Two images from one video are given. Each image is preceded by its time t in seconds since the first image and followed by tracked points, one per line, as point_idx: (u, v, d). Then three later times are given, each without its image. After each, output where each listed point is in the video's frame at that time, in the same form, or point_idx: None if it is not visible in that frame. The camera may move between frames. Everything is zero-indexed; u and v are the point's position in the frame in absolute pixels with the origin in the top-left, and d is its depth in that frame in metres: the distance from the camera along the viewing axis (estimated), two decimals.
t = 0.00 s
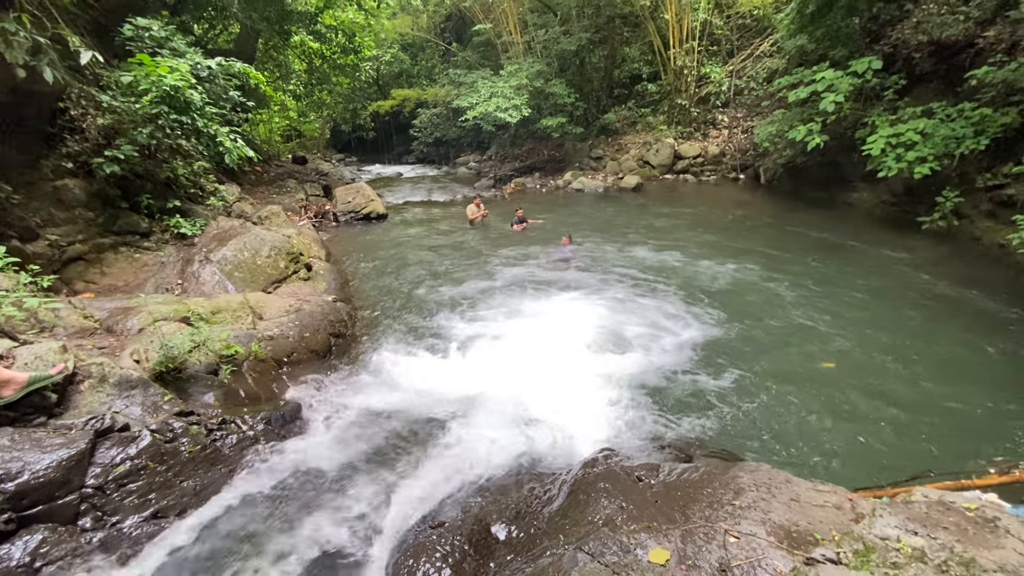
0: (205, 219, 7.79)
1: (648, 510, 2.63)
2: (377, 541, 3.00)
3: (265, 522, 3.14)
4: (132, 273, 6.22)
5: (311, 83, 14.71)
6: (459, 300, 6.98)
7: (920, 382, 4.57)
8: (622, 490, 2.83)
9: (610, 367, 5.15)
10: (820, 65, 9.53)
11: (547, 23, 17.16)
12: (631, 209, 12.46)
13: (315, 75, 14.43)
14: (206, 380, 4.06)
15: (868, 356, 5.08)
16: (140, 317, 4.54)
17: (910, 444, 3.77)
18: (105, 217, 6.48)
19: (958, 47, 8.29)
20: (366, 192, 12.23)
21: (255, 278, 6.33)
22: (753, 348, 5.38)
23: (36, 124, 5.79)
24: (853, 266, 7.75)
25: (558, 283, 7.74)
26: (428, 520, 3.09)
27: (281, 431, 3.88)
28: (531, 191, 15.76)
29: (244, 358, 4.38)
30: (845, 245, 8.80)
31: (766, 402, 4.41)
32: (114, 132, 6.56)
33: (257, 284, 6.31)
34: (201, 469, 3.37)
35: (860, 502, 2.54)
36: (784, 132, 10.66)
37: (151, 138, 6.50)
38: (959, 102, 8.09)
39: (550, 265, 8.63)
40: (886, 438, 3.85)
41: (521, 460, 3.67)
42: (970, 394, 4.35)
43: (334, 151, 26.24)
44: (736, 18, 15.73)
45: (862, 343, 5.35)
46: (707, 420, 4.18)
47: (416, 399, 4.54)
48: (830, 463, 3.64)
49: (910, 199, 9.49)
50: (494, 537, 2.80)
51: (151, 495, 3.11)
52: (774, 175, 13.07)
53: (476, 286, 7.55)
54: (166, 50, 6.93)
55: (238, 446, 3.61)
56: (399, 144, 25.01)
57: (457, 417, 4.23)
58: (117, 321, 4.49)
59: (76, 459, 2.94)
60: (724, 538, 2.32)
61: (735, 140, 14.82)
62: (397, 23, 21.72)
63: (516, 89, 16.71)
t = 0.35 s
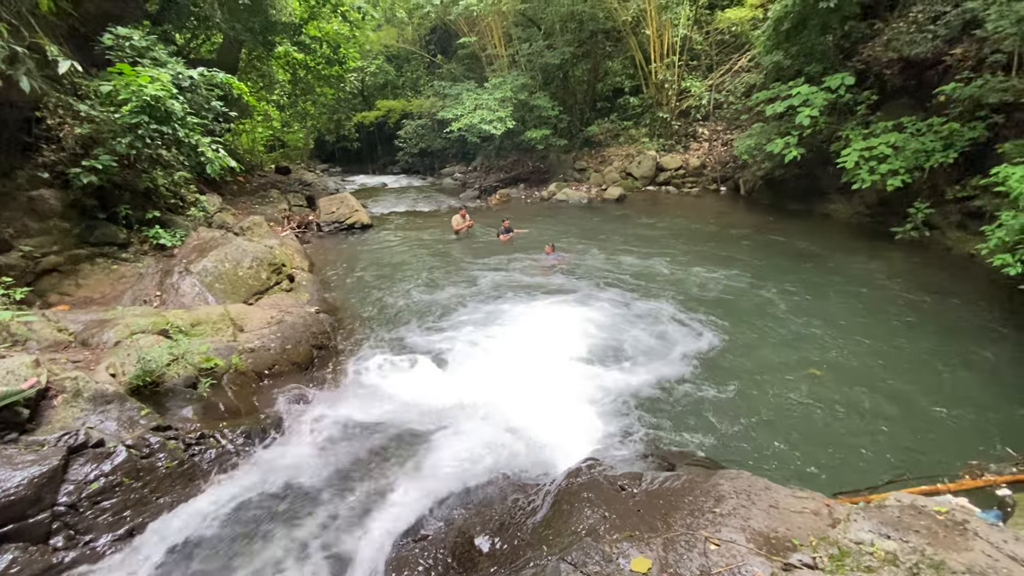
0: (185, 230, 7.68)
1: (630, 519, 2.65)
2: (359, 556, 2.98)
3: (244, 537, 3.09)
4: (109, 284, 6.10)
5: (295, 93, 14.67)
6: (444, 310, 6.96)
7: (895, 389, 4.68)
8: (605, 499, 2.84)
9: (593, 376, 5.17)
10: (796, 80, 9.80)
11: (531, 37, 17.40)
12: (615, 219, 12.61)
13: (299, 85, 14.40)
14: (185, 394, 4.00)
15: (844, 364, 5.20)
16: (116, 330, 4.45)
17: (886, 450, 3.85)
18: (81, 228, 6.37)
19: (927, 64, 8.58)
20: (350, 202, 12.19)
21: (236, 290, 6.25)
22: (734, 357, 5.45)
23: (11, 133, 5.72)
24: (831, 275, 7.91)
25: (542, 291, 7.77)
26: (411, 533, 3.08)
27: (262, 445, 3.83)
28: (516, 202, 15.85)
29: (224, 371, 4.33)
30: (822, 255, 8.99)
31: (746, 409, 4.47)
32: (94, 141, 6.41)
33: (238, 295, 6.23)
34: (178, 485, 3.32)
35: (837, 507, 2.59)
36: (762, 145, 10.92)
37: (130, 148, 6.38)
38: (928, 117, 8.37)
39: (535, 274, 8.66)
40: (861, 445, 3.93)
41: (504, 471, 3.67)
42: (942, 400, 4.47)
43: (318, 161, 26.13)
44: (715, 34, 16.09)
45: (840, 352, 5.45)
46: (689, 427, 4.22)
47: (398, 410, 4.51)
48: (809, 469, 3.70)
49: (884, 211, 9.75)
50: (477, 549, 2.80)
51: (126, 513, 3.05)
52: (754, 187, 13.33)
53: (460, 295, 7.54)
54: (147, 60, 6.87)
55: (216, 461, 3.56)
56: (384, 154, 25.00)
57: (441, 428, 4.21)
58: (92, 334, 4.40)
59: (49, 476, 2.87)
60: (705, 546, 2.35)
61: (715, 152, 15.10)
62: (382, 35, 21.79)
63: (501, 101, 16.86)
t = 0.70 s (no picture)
0: (163, 239, 7.55)
1: (610, 531, 2.65)
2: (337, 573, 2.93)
3: (218, 555, 3.02)
4: (82, 295, 5.96)
5: (278, 103, 14.61)
6: (427, 320, 6.92)
7: (870, 400, 4.76)
8: (586, 512, 2.84)
9: (576, 386, 5.19)
10: (773, 97, 10.05)
11: (516, 51, 17.62)
12: (598, 231, 12.73)
13: (283, 95, 14.35)
14: (159, 408, 3.93)
15: (820, 374, 5.29)
16: (89, 343, 4.36)
17: (861, 459, 3.92)
18: (55, 237, 6.23)
19: (897, 82, 8.87)
20: (333, 212, 12.11)
21: (214, 300, 6.15)
22: (714, 367, 5.51)
23: None
24: (809, 287, 8.06)
25: (526, 300, 7.78)
26: (390, 549, 3.05)
27: (237, 460, 3.76)
28: (501, 213, 15.91)
29: (200, 385, 4.25)
30: (800, 267, 9.17)
31: (725, 420, 4.52)
32: (70, 148, 6.23)
33: (217, 306, 6.13)
34: (150, 502, 3.24)
35: (812, 517, 2.62)
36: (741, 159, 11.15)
37: (107, 157, 6.22)
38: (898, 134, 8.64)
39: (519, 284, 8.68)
40: (836, 455, 3.99)
41: (486, 485, 3.65)
42: (914, 411, 4.56)
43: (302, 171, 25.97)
44: (696, 51, 16.47)
45: (817, 362, 5.54)
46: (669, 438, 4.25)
47: (379, 423, 4.47)
48: (787, 479, 3.74)
49: (859, 224, 9.98)
50: (456, 564, 2.77)
51: (94, 532, 2.96)
52: (734, 199, 13.57)
53: (443, 305, 7.51)
54: (126, 68, 6.79)
55: (189, 477, 3.49)
56: (369, 164, 24.94)
57: (421, 441, 4.18)
58: (63, 346, 4.30)
59: (13, 494, 2.79)
60: (683, 558, 2.36)
61: (696, 165, 15.35)
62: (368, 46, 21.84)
63: (486, 113, 16.99)
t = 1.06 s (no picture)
0: (147, 250, 7.46)
1: (595, 544, 2.66)
2: None
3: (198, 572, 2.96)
4: (62, 305, 5.86)
5: (267, 113, 14.59)
6: (415, 332, 6.91)
7: (851, 412, 4.84)
8: (571, 524, 2.84)
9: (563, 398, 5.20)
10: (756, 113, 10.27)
11: (505, 65, 17.84)
12: (586, 243, 12.84)
13: (272, 105, 14.34)
14: (139, 421, 3.86)
15: (802, 386, 5.37)
16: (68, 355, 4.27)
17: (843, 471, 3.98)
18: (35, 247, 6.12)
19: (875, 101, 9.13)
20: (321, 223, 12.06)
21: (198, 312, 6.08)
22: (699, 379, 5.56)
23: None
24: (793, 299, 8.18)
25: (515, 311, 7.80)
26: (374, 564, 3.02)
27: (219, 475, 3.70)
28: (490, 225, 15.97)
29: (182, 398, 4.20)
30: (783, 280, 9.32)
31: (710, 431, 4.56)
32: (52, 158, 6.20)
33: (201, 317, 6.06)
34: (128, 518, 3.17)
35: (795, 528, 2.65)
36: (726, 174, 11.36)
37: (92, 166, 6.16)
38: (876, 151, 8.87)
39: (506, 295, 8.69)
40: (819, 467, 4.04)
41: (472, 498, 3.63)
42: (894, 422, 4.64)
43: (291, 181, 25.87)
44: (681, 68, 16.78)
45: (800, 374, 5.62)
46: (656, 449, 4.28)
47: (365, 436, 4.43)
48: (771, 491, 3.78)
49: (840, 238, 10.18)
50: None
51: (70, 548, 2.88)
52: (719, 213, 13.78)
53: (431, 316, 7.50)
54: (113, 77, 6.75)
55: (170, 492, 3.42)
56: (357, 176, 24.93)
57: (407, 455, 4.15)
58: (42, 358, 4.22)
59: None
60: (667, 569, 2.38)
61: (682, 180, 15.58)
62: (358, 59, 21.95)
63: (475, 127, 17.11)
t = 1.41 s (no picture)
0: (132, 256, 7.36)
1: (581, 552, 2.66)
2: None
3: None
4: (43, 312, 5.76)
5: (256, 121, 14.54)
6: (404, 340, 6.89)
7: (835, 421, 4.90)
8: (558, 533, 2.84)
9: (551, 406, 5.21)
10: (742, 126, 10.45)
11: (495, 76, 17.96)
12: (575, 252, 12.91)
13: (261, 113, 14.29)
14: (121, 430, 3.79)
15: (787, 395, 5.42)
16: (48, 362, 4.20)
17: (828, 479, 4.02)
18: (16, 253, 6.11)
19: (858, 116, 9.32)
20: (309, 231, 12.00)
21: (184, 319, 6.01)
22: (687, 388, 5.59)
23: None
24: (779, 309, 8.28)
25: (504, 319, 7.80)
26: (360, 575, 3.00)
27: (203, 485, 3.65)
28: (479, 234, 16.00)
29: (165, 407, 4.14)
30: (769, 289, 9.43)
31: (697, 440, 4.58)
32: (35, 163, 6.12)
33: (186, 325, 5.98)
34: (108, 529, 3.11)
35: (779, 535, 2.67)
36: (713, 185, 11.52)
37: (76, 171, 6.07)
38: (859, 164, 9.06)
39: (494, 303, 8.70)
40: (804, 475, 4.08)
41: (459, 507, 3.61)
42: (877, 431, 4.70)
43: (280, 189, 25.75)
44: (669, 81, 17.01)
45: (785, 383, 5.68)
46: (643, 458, 4.30)
47: (351, 445, 4.39)
48: (756, 498, 3.81)
49: (824, 249, 10.34)
50: None
51: (47, 560, 2.83)
52: (706, 224, 13.93)
53: (420, 325, 7.48)
54: (100, 82, 6.69)
55: (151, 503, 3.37)
56: (347, 184, 24.88)
57: (394, 464, 4.12)
58: (21, 367, 4.15)
59: None
60: None
61: (670, 191, 15.75)
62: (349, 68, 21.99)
63: (466, 136, 17.19)
